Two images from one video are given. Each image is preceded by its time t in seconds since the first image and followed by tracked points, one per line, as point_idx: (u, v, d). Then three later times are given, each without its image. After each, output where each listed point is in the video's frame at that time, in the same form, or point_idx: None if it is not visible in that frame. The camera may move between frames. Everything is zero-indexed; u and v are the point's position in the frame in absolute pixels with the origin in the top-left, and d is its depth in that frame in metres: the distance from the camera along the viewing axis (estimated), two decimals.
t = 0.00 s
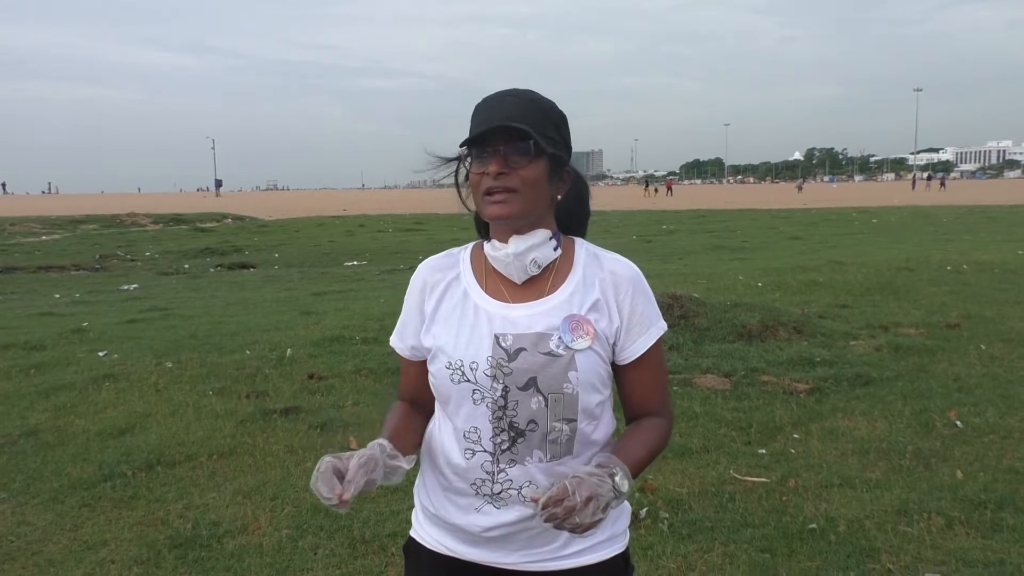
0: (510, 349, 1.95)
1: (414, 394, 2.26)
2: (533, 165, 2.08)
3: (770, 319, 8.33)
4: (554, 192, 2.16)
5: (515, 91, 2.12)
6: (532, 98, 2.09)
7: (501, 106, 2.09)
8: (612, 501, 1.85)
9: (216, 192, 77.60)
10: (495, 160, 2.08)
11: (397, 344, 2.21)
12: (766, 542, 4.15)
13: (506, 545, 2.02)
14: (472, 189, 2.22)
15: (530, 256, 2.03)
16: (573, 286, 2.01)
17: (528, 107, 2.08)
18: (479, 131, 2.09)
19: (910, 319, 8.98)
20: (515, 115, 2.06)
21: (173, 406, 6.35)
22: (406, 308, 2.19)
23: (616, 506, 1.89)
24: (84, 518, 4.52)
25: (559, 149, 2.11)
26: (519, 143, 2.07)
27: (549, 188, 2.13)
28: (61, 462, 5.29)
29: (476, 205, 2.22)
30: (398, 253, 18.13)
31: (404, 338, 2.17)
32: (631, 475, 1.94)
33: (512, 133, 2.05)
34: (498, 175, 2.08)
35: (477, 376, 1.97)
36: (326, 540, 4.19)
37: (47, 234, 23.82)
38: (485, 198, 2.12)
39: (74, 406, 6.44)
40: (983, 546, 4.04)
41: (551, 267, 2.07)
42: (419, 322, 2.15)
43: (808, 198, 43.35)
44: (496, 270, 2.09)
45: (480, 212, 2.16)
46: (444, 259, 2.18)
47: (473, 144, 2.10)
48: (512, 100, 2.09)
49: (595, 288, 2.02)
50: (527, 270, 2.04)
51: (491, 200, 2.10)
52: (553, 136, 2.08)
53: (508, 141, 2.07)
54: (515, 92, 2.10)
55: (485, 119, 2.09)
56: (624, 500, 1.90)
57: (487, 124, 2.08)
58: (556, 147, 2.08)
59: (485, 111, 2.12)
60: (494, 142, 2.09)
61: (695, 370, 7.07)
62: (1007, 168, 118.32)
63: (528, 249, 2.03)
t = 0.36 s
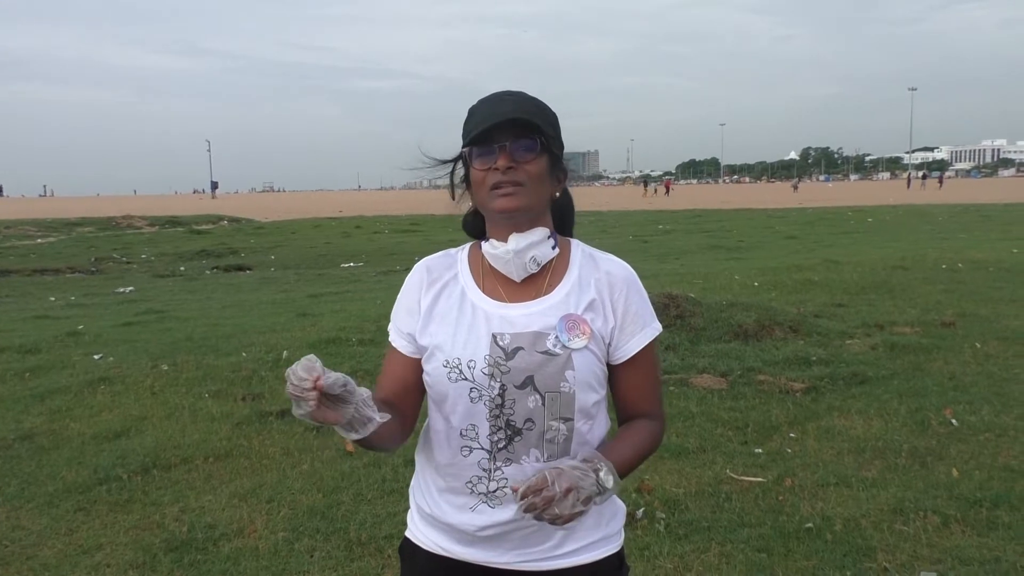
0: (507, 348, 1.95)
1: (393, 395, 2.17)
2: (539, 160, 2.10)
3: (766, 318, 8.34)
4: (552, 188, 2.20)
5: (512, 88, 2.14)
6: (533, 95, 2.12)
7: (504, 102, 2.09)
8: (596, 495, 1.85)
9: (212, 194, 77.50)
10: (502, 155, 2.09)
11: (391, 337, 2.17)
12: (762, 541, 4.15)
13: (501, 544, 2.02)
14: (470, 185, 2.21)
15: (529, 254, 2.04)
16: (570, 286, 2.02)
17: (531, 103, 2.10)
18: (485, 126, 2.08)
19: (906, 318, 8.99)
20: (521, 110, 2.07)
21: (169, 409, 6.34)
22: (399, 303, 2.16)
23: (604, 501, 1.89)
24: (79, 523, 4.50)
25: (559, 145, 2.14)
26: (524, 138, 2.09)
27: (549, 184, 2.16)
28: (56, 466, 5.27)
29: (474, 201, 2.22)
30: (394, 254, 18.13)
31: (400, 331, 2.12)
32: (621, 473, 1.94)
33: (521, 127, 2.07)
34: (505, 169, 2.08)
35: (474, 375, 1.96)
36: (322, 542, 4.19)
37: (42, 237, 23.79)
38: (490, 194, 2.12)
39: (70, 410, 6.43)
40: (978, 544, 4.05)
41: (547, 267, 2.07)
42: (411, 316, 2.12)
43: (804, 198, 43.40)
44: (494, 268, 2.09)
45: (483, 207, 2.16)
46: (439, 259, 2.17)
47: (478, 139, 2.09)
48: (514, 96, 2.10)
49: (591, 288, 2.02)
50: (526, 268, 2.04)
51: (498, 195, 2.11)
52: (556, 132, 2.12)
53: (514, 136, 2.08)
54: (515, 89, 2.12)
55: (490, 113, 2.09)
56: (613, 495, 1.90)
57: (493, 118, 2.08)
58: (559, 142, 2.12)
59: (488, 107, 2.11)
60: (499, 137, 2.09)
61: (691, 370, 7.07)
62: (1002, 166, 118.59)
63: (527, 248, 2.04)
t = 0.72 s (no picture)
0: (500, 350, 1.94)
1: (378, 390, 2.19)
2: (533, 166, 2.10)
3: (760, 320, 8.35)
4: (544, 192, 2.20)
5: (501, 93, 2.12)
6: (524, 99, 2.11)
7: (497, 109, 2.07)
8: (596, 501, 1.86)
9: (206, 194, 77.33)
10: (497, 163, 2.08)
11: (380, 342, 2.16)
12: (757, 542, 4.15)
13: (497, 546, 2.01)
14: (462, 192, 2.19)
15: (522, 257, 2.03)
16: (562, 286, 2.01)
17: (523, 108, 2.09)
18: (481, 135, 2.06)
19: (900, 319, 9.02)
20: (515, 117, 2.06)
21: (163, 410, 6.32)
22: (389, 304, 2.15)
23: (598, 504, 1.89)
24: (71, 524, 4.48)
25: (551, 149, 2.15)
26: (518, 145, 2.08)
27: (542, 188, 2.16)
28: (48, 467, 5.25)
29: (467, 207, 2.20)
30: (389, 255, 18.11)
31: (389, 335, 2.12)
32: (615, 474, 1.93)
33: (516, 135, 2.06)
34: (501, 178, 2.08)
35: (468, 377, 1.96)
36: (316, 543, 4.18)
37: (35, 237, 23.73)
38: (486, 202, 2.11)
39: (62, 410, 6.40)
40: (972, 545, 4.06)
41: (540, 268, 2.06)
42: (404, 319, 2.12)
43: (798, 199, 43.46)
44: (486, 271, 2.08)
45: (478, 215, 2.14)
46: (430, 261, 2.16)
47: (473, 147, 2.07)
48: (505, 102, 2.09)
49: (584, 289, 2.02)
50: (519, 271, 2.03)
51: (494, 203, 2.10)
52: (548, 137, 2.12)
53: (509, 144, 2.07)
54: (505, 94, 2.10)
55: (483, 121, 2.07)
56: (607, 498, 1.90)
57: (487, 126, 2.06)
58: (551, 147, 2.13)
59: (480, 114, 2.09)
60: (494, 145, 2.07)
61: (686, 371, 7.07)
62: (995, 168, 119.00)
63: (520, 251, 2.03)
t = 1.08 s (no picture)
0: (493, 354, 1.94)
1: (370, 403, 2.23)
2: (523, 173, 2.10)
3: (755, 321, 8.36)
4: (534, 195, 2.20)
5: (489, 97, 2.10)
6: (511, 104, 2.10)
7: (487, 116, 2.06)
8: (573, 494, 1.85)
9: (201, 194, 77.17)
10: (488, 172, 2.07)
11: (373, 350, 2.17)
12: (752, 544, 4.15)
13: (494, 546, 2.01)
14: (452, 199, 2.18)
15: (513, 259, 2.02)
16: (553, 287, 2.01)
17: (512, 114, 2.08)
18: (472, 145, 2.04)
19: (894, 321, 9.04)
20: (505, 124, 2.05)
21: (157, 410, 6.30)
22: (382, 312, 2.15)
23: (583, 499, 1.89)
24: (65, 525, 4.46)
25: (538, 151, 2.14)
26: (509, 152, 2.07)
27: (532, 192, 2.16)
28: (42, 467, 5.23)
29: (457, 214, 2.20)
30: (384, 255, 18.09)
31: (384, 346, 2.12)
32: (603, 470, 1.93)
33: (507, 143, 2.05)
34: (493, 186, 2.07)
35: (461, 381, 1.96)
36: (311, 544, 4.17)
37: (29, 237, 23.66)
38: (477, 210, 2.11)
39: (56, 411, 6.38)
40: (966, 547, 4.07)
41: (532, 269, 2.06)
42: (398, 327, 2.12)
43: (793, 201, 43.52)
44: (477, 274, 2.07)
45: (470, 223, 2.14)
46: (421, 265, 2.16)
47: (464, 157, 2.06)
48: (494, 108, 2.07)
49: (575, 290, 2.01)
50: (511, 274, 2.02)
51: (486, 211, 2.09)
52: (536, 141, 2.12)
53: (500, 152, 2.06)
54: (494, 100, 2.08)
55: (473, 129, 2.05)
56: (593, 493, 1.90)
57: (478, 135, 2.05)
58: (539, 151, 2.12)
59: (470, 121, 2.07)
60: (485, 154, 2.06)
61: (682, 372, 7.08)
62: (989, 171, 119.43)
63: (511, 254, 2.02)
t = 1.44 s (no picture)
0: (486, 356, 1.94)
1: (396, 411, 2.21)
2: (515, 178, 2.10)
3: (750, 324, 8.37)
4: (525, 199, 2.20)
5: (479, 102, 2.09)
6: (501, 110, 2.09)
7: (478, 123, 2.05)
8: (569, 496, 1.86)
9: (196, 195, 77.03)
10: (481, 179, 2.07)
11: (373, 358, 2.17)
12: (746, 546, 4.16)
13: (490, 548, 2.01)
14: (445, 205, 2.18)
15: (506, 262, 2.01)
16: (546, 289, 2.00)
17: (502, 121, 2.07)
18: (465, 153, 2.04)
19: (888, 324, 9.06)
20: (496, 130, 2.04)
21: (151, 411, 6.28)
22: (380, 320, 2.17)
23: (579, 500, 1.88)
24: (59, 527, 4.45)
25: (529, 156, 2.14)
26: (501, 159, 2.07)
27: (524, 196, 2.16)
28: (35, 469, 5.21)
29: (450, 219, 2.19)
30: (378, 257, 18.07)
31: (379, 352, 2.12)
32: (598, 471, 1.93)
33: (499, 150, 2.04)
34: (486, 193, 2.07)
35: (455, 385, 1.96)
36: (306, 546, 4.16)
37: (22, 237, 23.61)
38: (470, 216, 2.10)
39: (49, 412, 6.35)
40: (959, 549, 4.07)
41: (525, 271, 2.05)
42: (395, 334, 2.14)
43: (787, 204, 43.64)
44: (471, 278, 2.07)
45: (463, 230, 2.14)
46: (415, 270, 2.16)
47: (457, 165, 2.05)
48: (485, 115, 2.06)
49: (568, 290, 2.01)
50: (505, 277, 2.02)
51: (479, 218, 2.09)
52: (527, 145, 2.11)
53: (492, 159, 2.05)
54: (484, 106, 2.07)
55: (465, 136, 2.05)
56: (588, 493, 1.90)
57: (469, 143, 2.04)
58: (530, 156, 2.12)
59: (461, 129, 2.06)
60: (477, 161, 2.05)
61: (676, 374, 7.08)
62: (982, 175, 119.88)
63: (504, 257, 2.02)
